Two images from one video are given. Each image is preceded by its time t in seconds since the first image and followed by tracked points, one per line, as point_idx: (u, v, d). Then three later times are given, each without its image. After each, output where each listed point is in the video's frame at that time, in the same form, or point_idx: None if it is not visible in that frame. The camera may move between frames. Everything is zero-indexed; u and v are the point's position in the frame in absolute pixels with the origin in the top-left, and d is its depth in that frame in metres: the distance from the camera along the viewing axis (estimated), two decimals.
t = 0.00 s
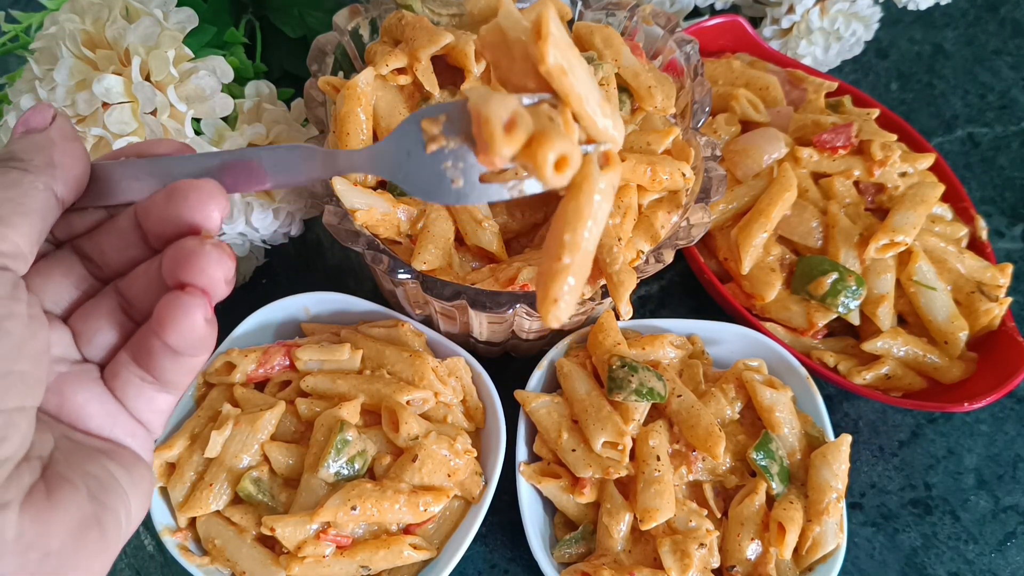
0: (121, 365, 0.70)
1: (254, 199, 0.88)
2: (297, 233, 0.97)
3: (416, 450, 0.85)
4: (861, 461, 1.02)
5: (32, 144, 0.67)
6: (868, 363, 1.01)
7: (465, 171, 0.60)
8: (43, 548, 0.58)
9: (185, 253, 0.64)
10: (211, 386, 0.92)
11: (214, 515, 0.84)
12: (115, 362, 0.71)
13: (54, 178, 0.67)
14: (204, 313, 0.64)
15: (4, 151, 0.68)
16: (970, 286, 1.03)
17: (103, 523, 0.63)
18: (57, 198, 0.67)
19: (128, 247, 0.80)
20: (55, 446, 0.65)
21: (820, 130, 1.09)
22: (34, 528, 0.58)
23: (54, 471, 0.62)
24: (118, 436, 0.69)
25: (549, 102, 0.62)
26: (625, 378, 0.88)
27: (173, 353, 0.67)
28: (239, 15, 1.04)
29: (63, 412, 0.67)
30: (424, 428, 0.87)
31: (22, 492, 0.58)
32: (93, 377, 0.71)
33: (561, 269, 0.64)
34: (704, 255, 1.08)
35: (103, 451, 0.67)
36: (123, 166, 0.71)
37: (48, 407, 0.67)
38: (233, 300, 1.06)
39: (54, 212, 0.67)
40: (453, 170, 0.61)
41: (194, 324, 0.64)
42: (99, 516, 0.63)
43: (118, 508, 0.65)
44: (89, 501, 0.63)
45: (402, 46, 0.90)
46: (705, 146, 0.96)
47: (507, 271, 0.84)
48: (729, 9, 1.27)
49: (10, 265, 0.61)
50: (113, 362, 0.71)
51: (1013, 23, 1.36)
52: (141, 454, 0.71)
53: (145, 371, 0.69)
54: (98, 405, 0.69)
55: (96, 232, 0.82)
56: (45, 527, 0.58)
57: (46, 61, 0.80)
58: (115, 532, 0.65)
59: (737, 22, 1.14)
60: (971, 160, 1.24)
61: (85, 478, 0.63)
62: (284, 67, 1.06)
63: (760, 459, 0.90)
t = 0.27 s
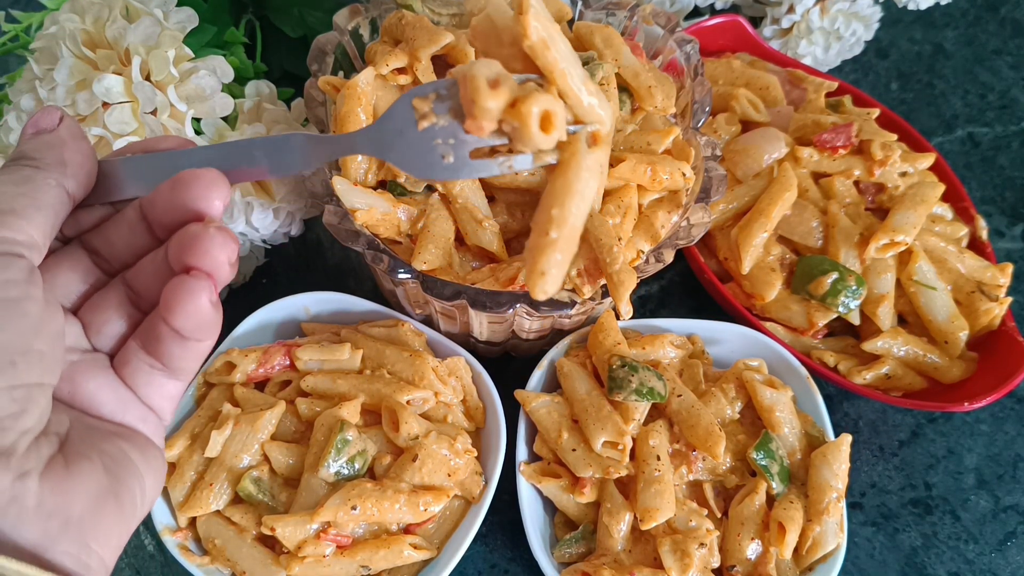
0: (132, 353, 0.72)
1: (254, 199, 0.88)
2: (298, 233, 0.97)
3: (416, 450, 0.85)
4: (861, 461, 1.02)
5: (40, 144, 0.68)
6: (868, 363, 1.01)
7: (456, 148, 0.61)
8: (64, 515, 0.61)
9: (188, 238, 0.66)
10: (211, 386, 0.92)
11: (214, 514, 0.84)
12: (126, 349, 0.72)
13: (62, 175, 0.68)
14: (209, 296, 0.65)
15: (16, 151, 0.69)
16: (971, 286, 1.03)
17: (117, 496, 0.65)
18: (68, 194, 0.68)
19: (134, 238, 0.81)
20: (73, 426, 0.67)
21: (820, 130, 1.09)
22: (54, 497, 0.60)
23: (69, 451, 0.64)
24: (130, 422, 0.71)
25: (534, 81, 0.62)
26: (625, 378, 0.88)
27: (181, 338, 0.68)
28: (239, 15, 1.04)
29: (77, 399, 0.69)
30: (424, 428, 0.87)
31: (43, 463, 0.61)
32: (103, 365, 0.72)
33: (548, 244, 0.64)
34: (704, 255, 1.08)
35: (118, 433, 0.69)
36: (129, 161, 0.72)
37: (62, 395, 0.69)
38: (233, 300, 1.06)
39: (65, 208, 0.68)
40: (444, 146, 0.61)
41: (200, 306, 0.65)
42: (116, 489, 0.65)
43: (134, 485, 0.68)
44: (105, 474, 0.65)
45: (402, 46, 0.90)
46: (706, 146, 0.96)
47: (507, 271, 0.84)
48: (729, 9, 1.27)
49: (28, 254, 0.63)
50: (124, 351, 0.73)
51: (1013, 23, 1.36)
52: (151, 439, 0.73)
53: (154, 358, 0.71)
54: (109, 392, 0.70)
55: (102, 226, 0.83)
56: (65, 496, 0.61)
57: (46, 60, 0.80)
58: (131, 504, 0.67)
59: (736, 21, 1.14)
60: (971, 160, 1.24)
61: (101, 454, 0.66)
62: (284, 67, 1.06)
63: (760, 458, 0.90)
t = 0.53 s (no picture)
0: (115, 325, 0.75)
1: (255, 199, 0.88)
2: (298, 233, 0.97)
3: (416, 450, 0.85)
4: (862, 461, 1.02)
5: (18, 126, 0.68)
6: (869, 363, 1.01)
7: (422, 117, 0.69)
8: (62, 471, 0.64)
9: (169, 206, 0.68)
10: (211, 386, 0.92)
11: (214, 514, 0.84)
12: (111, 319, 0.75)
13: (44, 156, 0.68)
14: (192, 261, 0.68)
15: None
16: (971, 286, 1.03)
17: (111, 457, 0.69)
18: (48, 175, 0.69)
19: (113, 216, 0.83)
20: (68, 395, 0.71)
21: (820, 130, 1.09)
22: (52, 454, 0.63)
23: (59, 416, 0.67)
24: (116, 390, 0.75)
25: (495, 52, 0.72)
26: (626, 377, 0.88)
27: (163, 306, 0.71)
28: (239, 14, 1.04)
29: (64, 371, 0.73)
30: (424, 428, 0.87)
31: (38, 422, 0.63)
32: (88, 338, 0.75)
33: (512, 206, 0.74)
34: (705, 254, 1.08)
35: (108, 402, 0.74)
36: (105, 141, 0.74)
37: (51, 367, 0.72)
38: (234, 300, 1.06)
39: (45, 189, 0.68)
40: (412, 116, 0.70)
41: (182, 273, 0.68)
42: (108, 449, 0.69)
43: (125, 446, 0.71)
44: (97, 436, 0.68)
45: (402, 46, 0.89)
46: (706, 146, 0.96)
47: (507, 271, 0.84)
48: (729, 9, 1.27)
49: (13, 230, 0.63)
50: (108, 323, 0.76)
51: (1013, 23, 1.36)
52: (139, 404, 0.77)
53: (137, 328, 0.75)
54: (95, 362, 0.74)
55: (80, 204, 0.84)
56: (61, 453, 0.64)
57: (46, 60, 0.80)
58: (123, 463, 0.70)
59: (737, 21, 1.14)
60: (971, 160, 1.24)
61: (91, 418, 0.69)
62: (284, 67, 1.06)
63: (759, 458, 0.90)
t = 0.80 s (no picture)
0: (111, 295, 0.75)
1: (255, 198, 0.88)
2: (298, 233, 0.97)
3: (416, 449, 0.85)
4: (862, 460, 1.02)
5: (16, 95, 0.67)
6: (868, 363, 1.01)
7: (420, 104, 0.73)
8: (70, 438, 0.64)
9: (175, 177, 0.68)
10: (211, 385, 0.92)
11: (214, 514, 0.84)
12: (106, 289, 0.75)
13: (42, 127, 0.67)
14: (197, 231, 0.68)
15: None
16: (971, 285, 1.03)
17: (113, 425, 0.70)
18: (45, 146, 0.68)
19: (111, 187, 0.83)
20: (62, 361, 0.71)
21: (820, 130, 1.09)
22: (60, 422, 0.64)
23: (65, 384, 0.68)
24: (111, 360, 0.75)
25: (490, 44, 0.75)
26: (626, 377, 0.88)
27: (161, 276, 0.72)
28: (240, 14, 1.04)
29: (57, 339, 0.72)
30: (425, 427, 0.87)
31: (46, 390, 0.64)
32: (83, 307, 0.75)
33: (502, 191, 0.78)
34: (704, 254, 1.08)
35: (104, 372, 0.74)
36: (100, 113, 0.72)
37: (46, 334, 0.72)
38: (234, 299, 1.06)
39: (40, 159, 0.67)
40: (410, 103, 0.74)
41: (188, 243, 0.68)
42: (109, 418, 0.70)
43: (122, 415, 0.72)
44: (99, 405, 0.70)
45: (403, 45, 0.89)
46: (706, 145, 0.96)
47: (507, 270, 0.84)
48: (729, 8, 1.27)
49: (11, 200, 0.62)
50: (102, 293, 0.76)
51: (1014, 22, 1.36)
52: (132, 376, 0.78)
53: (133, 298, 0.75)
54: (89, 330, 0.74)
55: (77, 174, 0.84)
56: (68, 421, 0.64)
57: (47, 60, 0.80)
58: (123, 431, 0.72)
59: (737, 21, 1.14)
60: (971, 160, 1.24)
61: (92, 387, 0.70)
62: (284, 67, 1.06)
63: (760, 458, 0.90)
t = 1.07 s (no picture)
0: (125, 290, 0.75)
1: (255, 198, 0.88)
2: (298, 232, 0.97)
3: (416, 449, 0.85)
4: (862, 460, 1.02)
5: (39, 88, 0.67)
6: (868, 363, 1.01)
7: (437, 119, 0.73)
8: (93, 437, 0.64)
9: (202, 178, 0.70)
10: (211, 385, 0.93)
11: (214, 514, 0.84)
12: (121, 284, 0.75)
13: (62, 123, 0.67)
14: (220, 232, 0.69)
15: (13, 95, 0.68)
16: (971, 285, 1.03)
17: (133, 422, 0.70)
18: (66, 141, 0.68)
19: (130, 185, 0.84)
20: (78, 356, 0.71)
21: (820, 129, 1.09)
22: (85, 420, 0.64)
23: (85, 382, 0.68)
24: (123, 355, 0.75)
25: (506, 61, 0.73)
26: (626, 377, 0.88)
27: (179, 274, 0.72)
28: (240, 14, 1.04)
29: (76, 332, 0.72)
30: (425, 427, 0.87)
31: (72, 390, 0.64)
32: (96, 301, 0.75)
33: (513, 207, 0.79)
34: (704, 253, 1.08)
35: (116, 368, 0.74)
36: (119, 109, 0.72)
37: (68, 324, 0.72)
38: (234, 299, 1.06)
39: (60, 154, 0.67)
40: (428, 118, 0.73)
41: (210, 242, 0.68)
42: (128, 417, 0.70)
43: (139, 412, 0.72)
44: (118, 405, 0.69)
45: (403, 45, 0.90)
46: (706, 145, 0.96)
47: (507, 270, 0.84)
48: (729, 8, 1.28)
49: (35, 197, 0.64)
50: (116, 288, 0.76)
51: (1014, 22, 1.36)
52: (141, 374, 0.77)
53: (148, 295, 0.75)
54: (102, 325, 0.73)
55: (96, 169, 0.84)
56: (93, 420, 0.64)
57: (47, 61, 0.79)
58: (140, 429, 0.71)
59: (737, 20, 1.14)
60: (971, 159, 1.24)
61: (110, 385, 0.70)
62: (284, 67, 1.06)
63: (760, 458, 0.90)
